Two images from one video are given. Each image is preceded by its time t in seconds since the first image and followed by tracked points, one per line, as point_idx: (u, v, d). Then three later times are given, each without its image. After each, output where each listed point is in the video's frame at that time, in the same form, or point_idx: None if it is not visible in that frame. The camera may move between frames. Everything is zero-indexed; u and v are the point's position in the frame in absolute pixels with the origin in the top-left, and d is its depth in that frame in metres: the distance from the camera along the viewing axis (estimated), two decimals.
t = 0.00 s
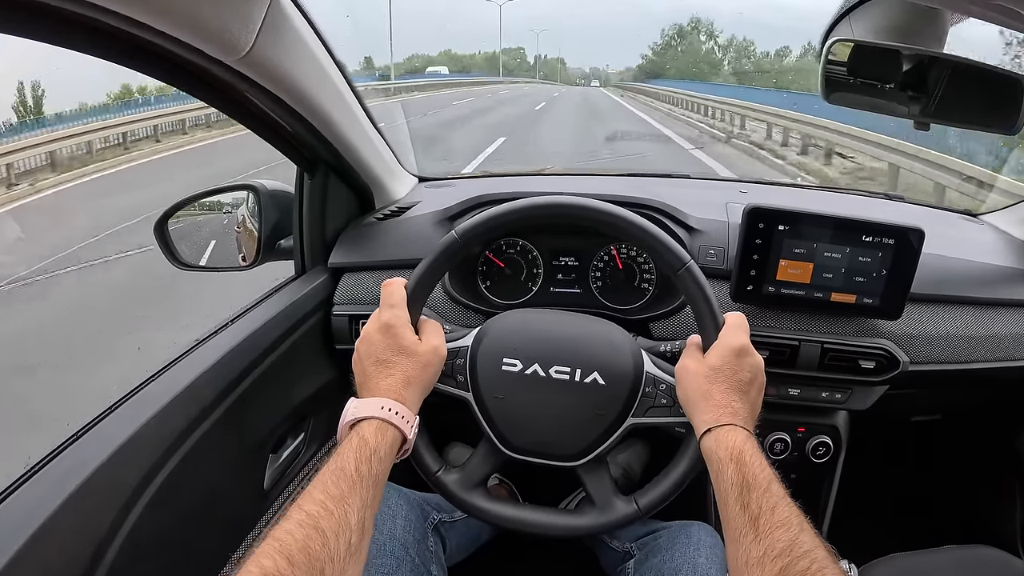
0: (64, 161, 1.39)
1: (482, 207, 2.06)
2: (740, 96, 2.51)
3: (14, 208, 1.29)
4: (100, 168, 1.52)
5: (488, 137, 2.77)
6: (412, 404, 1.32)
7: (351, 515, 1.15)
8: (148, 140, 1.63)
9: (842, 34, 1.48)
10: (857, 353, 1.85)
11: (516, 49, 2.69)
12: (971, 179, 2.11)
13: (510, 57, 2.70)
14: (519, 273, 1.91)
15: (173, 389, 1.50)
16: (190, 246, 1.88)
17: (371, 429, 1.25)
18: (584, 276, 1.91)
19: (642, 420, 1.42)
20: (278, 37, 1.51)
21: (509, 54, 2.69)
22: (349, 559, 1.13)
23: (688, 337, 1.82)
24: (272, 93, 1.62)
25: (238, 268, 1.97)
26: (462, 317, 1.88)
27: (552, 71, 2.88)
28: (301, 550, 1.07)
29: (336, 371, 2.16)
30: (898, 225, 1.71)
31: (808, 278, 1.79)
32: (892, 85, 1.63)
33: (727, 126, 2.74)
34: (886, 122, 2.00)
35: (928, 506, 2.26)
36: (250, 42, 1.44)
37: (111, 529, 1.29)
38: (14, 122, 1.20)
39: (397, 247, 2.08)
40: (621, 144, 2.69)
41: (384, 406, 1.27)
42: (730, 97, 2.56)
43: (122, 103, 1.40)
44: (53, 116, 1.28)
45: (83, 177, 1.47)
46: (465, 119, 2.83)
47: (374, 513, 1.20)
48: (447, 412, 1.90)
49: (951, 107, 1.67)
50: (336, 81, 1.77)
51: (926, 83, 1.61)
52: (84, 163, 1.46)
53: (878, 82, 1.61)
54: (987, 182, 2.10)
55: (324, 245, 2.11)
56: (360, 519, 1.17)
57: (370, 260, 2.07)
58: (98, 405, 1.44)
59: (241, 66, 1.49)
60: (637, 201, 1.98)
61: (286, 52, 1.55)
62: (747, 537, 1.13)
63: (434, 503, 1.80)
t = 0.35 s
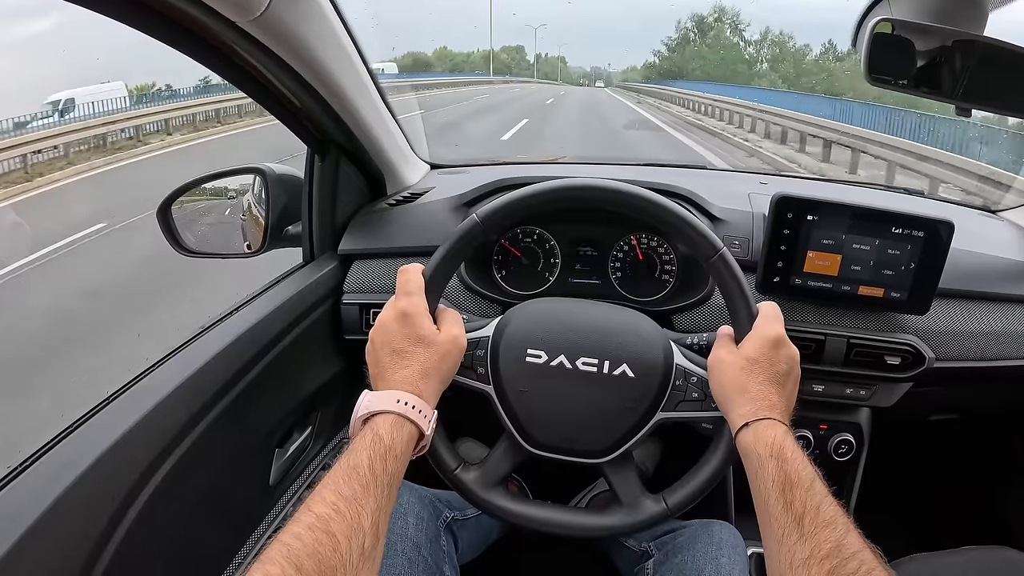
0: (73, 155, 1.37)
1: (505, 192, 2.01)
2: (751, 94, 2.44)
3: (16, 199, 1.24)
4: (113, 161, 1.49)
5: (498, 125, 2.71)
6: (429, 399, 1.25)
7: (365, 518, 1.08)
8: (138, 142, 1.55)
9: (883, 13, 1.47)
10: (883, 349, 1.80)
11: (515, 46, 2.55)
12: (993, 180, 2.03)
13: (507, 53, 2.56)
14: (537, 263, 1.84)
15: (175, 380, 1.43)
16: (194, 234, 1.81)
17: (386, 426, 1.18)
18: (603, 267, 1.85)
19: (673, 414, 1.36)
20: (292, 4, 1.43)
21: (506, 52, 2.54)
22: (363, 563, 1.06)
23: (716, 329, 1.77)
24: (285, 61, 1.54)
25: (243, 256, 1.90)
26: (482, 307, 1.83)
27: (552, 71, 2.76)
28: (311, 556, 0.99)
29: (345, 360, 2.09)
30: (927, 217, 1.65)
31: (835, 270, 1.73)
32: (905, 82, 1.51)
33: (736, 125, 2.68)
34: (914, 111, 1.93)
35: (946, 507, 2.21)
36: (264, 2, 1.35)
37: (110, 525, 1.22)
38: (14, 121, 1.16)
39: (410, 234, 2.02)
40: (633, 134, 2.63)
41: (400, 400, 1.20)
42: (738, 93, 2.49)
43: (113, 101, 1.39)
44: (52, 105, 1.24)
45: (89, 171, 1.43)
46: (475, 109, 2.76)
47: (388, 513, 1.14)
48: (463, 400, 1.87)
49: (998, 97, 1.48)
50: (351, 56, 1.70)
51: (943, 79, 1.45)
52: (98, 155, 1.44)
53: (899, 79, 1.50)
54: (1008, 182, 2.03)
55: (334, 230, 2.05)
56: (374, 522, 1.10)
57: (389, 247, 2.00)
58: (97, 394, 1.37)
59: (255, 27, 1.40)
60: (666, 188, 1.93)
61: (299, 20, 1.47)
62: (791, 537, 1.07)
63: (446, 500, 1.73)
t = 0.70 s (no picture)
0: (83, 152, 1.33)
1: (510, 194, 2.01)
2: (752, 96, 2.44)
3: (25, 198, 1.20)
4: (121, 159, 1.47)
5: (503, 126, 2.72)
6: (441, 404, 1.25)
7: (378, 524, 1.08)
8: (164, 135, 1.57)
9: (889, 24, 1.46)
10: (888, 352, 1.80)
11: (512, 44, 2.59)
12: (997, 183, 2.00)
13: (503, 52, 2.61)
14: (544, 264, 1.85)
15: (184, 378, 1.43)
16: (203, 231, 1.82)
17: (399, 431, 1.19)
18: (610, 268, 1.86)
19: (682, 413, 1.37)
20: (310, 5, 1.45)
21: (503, 49, 2.59)
22: (376, 569, 1.06)
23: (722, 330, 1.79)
24: (298, 59, 1.55)
25: (251, 254, 1.91)
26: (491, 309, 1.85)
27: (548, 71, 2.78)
28: (325, 562, 1.00)
29: (352, 359, 2.10)
30: (933, 222, 1.67)
31: (842, 274, 1.74)
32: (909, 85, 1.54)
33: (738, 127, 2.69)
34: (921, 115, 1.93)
35: (945, 509, 2.22)
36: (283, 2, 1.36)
37: (120, 523, 1.22)
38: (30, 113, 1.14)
39: (418, 234, 2.02)
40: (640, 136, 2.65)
41: (412, 406, 1.21)
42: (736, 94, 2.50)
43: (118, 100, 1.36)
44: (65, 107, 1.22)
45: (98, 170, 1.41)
46: (480, 108, 2.77)
47: (401, 520, 1.14)
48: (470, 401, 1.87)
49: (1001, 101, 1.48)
50: (365, 56, 1.71)
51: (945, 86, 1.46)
52: (110, 152, 1.41)
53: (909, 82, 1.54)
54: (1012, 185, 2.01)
55: (342, 229, 2.05)
56: (386, 527, 1.10)
57: (397, 247, 2.01)
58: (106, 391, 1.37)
59: (272, 26, 1.41)
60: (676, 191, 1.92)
61: (316, 21, 1.49)
62: (801, 529, 1.08)
63: (452, 500, 1.74)
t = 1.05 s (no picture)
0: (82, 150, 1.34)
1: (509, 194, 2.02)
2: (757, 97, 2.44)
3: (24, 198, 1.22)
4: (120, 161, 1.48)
5: (502, 125, 2.73)
6: (438, 407, 1.27)
7: (375, 526, 1.09)
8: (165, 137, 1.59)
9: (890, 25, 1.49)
10: (884, 354, 1.81)
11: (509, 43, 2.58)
12: (994, 185, 2.02)
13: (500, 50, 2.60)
14: (542, 264, 1.86)
15: (183, 375, 1.44)
16: (202, 228, 1.83)
17: (395, 434, 1.20)
18: (607, 268, 1.88)
19: (678, 410, 1.38)
20: (309, 5, 1.46)
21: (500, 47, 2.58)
22: (374, 570, 1.07)
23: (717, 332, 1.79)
24: (302, 64, 1.57)
25: (250, 252, 1.92)
26: (488, 307, 1.86)
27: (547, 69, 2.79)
28: (323, 563, 1.01)
29: (350, 358, 2.11)
30: (929, 224, 1.67)
31: (838, 276, 1.75)
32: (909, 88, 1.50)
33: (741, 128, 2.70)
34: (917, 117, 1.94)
35: (942, 510, 2.23)
36: (283, 3, 1.37)
37: (117, 519, 1.23)
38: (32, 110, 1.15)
39: (417, 234, 2.03)
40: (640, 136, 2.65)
41: (409, 409, 1.22)
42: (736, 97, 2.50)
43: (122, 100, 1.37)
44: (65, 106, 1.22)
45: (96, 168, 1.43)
46: (480, 107, 2.79)
47: (397, 525, 1.15)
48: (466, 402, 1.88)
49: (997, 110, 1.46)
50: (364, 55, 1.72)
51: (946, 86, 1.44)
52: (112, 151, 1.43)
53: (904, 86, 1.49)
54: (1010, 188, 2.01)
55: (341, 226, 2.05)
56: (384, 530, 1.11)
57: (396, 246, 2.02)
58: (104, 388, 1.38)
59: (273, 28, 1.42)
60: (671, 193, 1.94)
61: (315, 21, 1.50)
62: (791, 525, 1.09)
63: (449, 497, 1.75)
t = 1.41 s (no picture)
0: (66, 157, 1.36)
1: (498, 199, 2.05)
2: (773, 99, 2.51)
3: (19, 202, 1.26)
4: (111, 163, 1.50)
5: (496, 129, 2.75)
6: (420, 410, 1.29)
7: (357, 524, 1.11)
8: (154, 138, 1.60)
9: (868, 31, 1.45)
10: (871, 357, 1.82)
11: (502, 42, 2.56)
12: (987, 187, 2.01)
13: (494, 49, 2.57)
14: (530, 269, 1.88)
15: (176, 380, 1.47)
16: (196, 236, 1.86)
17: (378, 435, 1.22)
18: (595, 273, 1.89)
19: (658, 415, 1.40)
20: (290, 19, 1.49)
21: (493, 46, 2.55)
22: (355, 568, 1.09)
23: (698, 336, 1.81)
24: (284, 76, 1.60)
25: (244, 258, 1.96)
26: (476, 313, 1.88)
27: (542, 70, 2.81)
28: (305, 560, 1.03)
29: (342, 361, 2.14)
30: (916, 227, 1.67)
31: (824, 279, 1.76)
32: (905, 88, 1.48)
33: (739, 131, 2.72)
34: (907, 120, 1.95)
35: (933, 512, 2.23)
36: (262, 23, 1.40)
37: (108, 523, 1.26)
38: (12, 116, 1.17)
39: (409, 239, 2.06)
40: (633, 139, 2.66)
41: (392, 411, 1.24)
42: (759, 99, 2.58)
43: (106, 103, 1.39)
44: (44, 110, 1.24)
45: (91, 174, 1.46)
46: (476, 112, 2.82)
47: (380, 522, 1.17)
48: (456, 406, 1.91)
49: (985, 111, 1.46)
50: (346, 64, 1.74)
51: (941, 90, 1.41)
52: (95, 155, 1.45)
53: (899, 86, 1.48)
54: (1003, 190, 1.99)
55: (332, 234, 2.11)
56: (366, 528, 1.13)
57: (387, 252, 2.05)
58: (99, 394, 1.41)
59: (254, 46, 1.45)
60: (656, 197, 1.96)
61: (295, 35, 1.52)
62: (766, 530, 1.10)
63: (438, 500, 1.77)
